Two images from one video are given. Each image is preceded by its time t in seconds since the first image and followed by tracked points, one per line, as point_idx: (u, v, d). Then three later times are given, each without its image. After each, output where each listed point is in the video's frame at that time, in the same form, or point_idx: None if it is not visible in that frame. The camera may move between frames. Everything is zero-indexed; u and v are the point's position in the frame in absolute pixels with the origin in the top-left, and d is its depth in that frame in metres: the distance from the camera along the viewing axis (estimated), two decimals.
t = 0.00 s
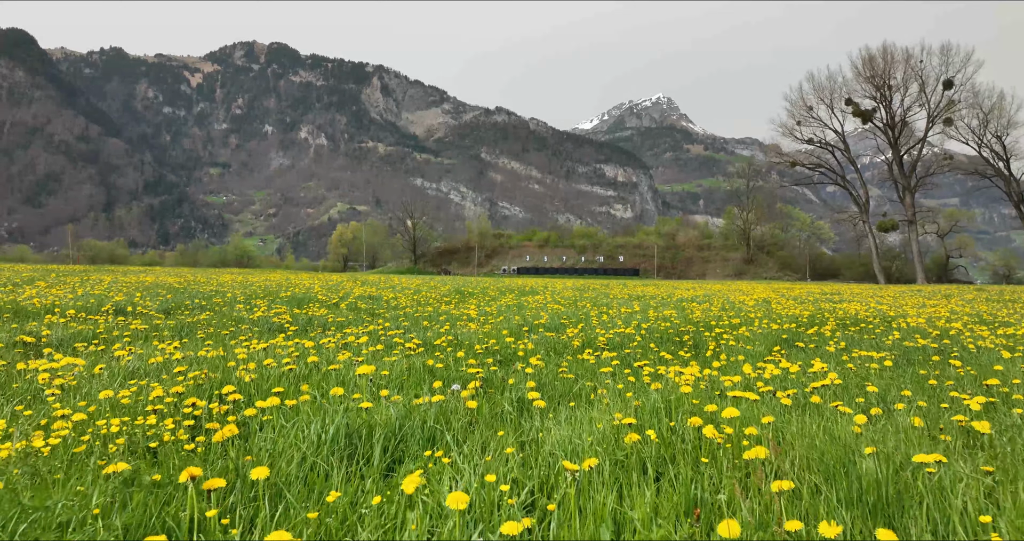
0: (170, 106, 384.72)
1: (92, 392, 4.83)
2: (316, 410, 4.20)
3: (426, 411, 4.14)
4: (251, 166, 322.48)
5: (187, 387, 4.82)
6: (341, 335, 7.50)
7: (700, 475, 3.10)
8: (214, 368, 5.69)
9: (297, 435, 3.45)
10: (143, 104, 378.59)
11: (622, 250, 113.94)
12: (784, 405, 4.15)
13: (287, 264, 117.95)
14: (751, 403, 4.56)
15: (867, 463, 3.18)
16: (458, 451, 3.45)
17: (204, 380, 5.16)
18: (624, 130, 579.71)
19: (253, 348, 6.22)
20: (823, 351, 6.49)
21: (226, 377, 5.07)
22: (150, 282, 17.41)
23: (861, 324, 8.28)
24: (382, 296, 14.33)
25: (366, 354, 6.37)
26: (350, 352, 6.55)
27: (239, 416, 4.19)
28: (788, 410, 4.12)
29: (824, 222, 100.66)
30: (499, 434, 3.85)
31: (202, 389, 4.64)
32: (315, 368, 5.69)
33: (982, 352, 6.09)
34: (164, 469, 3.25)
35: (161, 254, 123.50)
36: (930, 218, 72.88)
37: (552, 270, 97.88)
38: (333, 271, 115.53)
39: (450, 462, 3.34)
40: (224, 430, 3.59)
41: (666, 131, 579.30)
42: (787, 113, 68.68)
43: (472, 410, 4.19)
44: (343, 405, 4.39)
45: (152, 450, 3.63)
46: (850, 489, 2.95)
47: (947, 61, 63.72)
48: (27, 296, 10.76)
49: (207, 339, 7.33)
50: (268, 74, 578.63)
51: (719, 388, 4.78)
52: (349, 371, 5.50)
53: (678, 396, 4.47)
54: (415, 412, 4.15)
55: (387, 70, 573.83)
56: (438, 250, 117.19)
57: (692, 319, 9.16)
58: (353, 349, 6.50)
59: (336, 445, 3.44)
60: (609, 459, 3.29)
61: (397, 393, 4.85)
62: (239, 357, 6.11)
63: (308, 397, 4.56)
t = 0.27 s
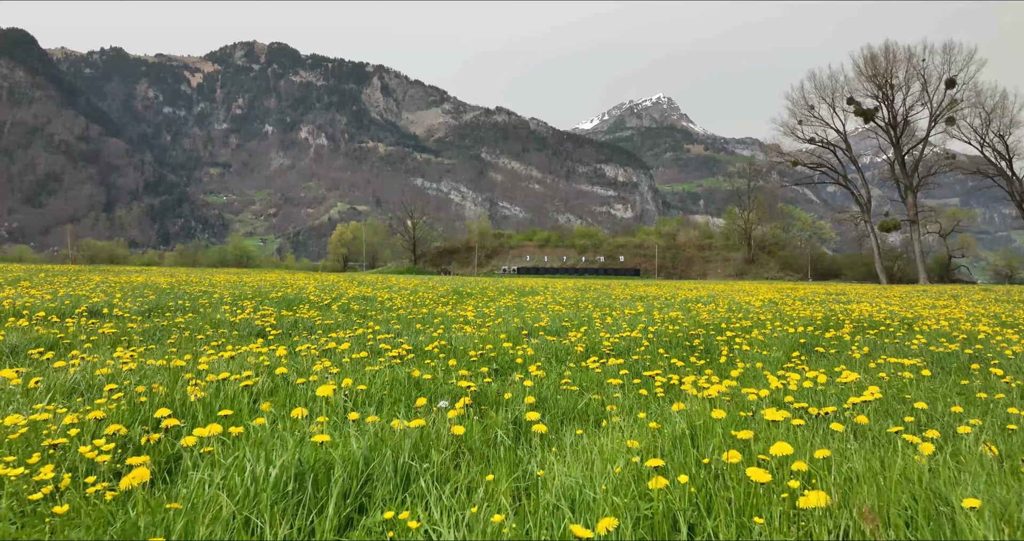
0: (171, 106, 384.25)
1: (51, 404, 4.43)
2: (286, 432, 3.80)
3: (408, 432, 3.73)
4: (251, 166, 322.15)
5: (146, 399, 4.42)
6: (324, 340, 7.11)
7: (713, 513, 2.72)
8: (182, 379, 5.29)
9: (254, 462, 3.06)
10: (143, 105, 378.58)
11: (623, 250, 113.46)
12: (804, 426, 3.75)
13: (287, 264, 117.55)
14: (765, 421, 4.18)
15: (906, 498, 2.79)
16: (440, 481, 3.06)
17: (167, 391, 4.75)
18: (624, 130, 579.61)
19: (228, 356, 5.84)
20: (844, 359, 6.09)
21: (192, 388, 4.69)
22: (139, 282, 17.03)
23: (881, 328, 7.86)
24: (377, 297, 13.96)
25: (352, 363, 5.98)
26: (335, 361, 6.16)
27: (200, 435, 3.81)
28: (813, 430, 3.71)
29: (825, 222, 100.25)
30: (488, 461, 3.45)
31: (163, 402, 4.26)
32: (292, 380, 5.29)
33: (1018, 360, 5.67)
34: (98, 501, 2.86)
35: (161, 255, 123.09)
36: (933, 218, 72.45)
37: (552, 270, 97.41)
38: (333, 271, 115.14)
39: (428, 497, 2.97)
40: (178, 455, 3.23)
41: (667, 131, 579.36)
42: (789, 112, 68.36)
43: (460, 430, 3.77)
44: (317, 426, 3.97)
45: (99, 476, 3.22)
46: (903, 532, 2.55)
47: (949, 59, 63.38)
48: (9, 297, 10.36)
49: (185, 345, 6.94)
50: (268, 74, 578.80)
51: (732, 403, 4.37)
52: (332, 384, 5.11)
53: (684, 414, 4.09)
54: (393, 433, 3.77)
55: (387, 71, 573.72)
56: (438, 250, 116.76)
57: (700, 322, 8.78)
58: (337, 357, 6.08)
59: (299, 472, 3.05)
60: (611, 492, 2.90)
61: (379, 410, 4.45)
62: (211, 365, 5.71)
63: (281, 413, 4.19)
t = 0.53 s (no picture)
0: (171, 106, 383.82)
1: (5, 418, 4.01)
2: (249, 458, 3.40)
3: (391, 457, 3.33)
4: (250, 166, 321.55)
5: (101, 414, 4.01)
6: (308, 346, 6.74)
7: None
8: (148, 390, 4.87)
9: (224, 486, 2.69)
10: (143, 105, 378.35)
11: (623, 249, 112.90)
12: (837, 450, 3.34)
13: (287, 264, 117.04)
14: (791, 441, 3.78)
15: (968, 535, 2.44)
16: (418, 513, 2.66)
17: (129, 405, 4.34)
18: (625, 130, 579.74)
19: (200, 365, 5.42)
20: (867, 366, 5.72)
21: (153, 399, 4.28)
22: (127, 282, 16.64)
23: (901, 333, 7.47)
24: (370, 297, 13.58)
25: (334, 371, 5.58)
26: (316, 368, 5.75)
27: (157, 458, 3.41)
28: (844, 455, 3.31)
29: (826, 222, 99.80)
30: (478, 490, 3.04)
31: (118, 415, 3.87)
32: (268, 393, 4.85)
33: None
34: (35, 533, 2.45)
35: (160, 254, 122.58)
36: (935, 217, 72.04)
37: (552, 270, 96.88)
38: (333, 271, 114.65)
39: (421, 527, 2.61)
40: (117, 481, 2.82)
41: (667, 131, 579.56)
42: (790, 111, 67.96)
43: (450, 451, 3.37)
44: (288, 448, 3.54)
45: (42, 503, 2.80)
46: None
47: (952, 58, 63.02)
48: None
49: (160, 351, 6.54)
50: (269, 74, 578.76)
51: (754, 419, 3.95)
52: (313, 394, 4.68)
53: (697, 434, 3.68)
54: (373, 457, 3.37)
55: (387, 71, 573.50)
56: (438, 250, 116.24)
57: (709, 325, 8.38)
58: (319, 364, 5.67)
59: (259, 498, 2.66)
60: (632, 523, 2.55)
61: (362, 427, 4.05)
62: (182, 375, 5.29)
63: (251, 430, 3.76)
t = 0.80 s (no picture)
0: (171, 107, 383.45)
1: None
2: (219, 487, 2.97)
3: (375, 488, 3.00)
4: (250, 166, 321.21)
5: (53, 434, 3.60)
6: (294, 351, 6.29)
7: None
8: (108, 401, 4.39)
9: None
10: (143, 105, 378.01)
11: (624, 249, 112.29)
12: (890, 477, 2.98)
13: (286, 264, 116.57)
14: (843, 471, 3.34)
15: None
16: None
17: (85, 422, 3.91)
18: (625, 130, 579.79)
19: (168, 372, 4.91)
20: (901, 378, 5.28)
21: (113, 419, 3.80)
22: (112, 282, 16.16)
23: (928, 337, 7.16)
24: (366, 299, 13.14)
25: (326, 381, 5.17)
26: (299, 378, 5.27)
27: (111, 482, 3.00)
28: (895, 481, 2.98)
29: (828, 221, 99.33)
30: (472, 514, 2.66)
31: (67, 437, 3.39)
32: (250, 404, 4.44)
33: None
34: None
35: (160, 254, 122.23)
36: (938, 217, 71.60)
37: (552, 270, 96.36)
38: (332, 271, 114.14)
39: None
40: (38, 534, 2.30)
41: (667, 131, 579.61)
42: (792, 110, 67.47)
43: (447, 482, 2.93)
44: (262, 478, 3.13)
45: None
46: None
47: (954, 57, 62.55)
48: None
49: (135, 358, 6.11)
50: (269, 74, 578.69)
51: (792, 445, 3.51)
52: (303, 405, 4.34)
53: (720, 449, 3.34)
54: (360, 496, 2.87)
55: (387, 70, 573.36)
56: (438, 249, 115.70)
57: (722, 328, 8.00)
58: (300, 374, 5.22)
59: (235, 533, 2.42)
60: None
61: (348, 444, 3.70)
62: (155, 383, 4.87)
63: (222, 444, 3.39)
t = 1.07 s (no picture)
0: (171, 107, 382.94)
1: None
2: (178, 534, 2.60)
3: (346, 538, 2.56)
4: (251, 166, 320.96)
5: None
6: (277, 360, 5.88)
7: None
8: (62, 424, 3.99)
9: None
10: (144, 105, 377.52)
11: (624, 249, 111.81)
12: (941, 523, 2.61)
13: (286, 264, 116.13)
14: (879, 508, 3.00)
15: None
16: None
17: (36, 450, 3.53)
18: (625, 130, 579.71)
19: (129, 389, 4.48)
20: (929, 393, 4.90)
21: (67, 449, 3.41)
22: (101, 282, 15.78)
23: (947, 345, 6.81)
24: (360, 299, 12.77)
25: (309, 397, 4.78)
26: (277, 393, 4.88)
27: (35, 531, 2.57)
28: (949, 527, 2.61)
29: (829, 221, 98.95)
30: None
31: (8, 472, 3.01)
32: (220, 429, 4.02)
33: None
34: None
35: (160, 255, 121.90)
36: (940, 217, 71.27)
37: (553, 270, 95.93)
38: (332, 272, 113.76)
39: None
40: None
41: (667, 131, 579.52)
42: (793, 109, 67.08)
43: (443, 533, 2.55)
44: (231, 515, 2.78)
45: None
46: None
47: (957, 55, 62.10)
48: None
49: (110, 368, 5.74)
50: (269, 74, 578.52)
51: (823, 478, 3.15)
52: (278, 430, 3.95)
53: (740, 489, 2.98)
54: None
55: (387, 70, 573.17)
56: (438, 249, 115.24)
57: (730, 334, 7.64)
58: (279, 388, 4.83)
59: None
60: None
61: (324, 474, 3.31)
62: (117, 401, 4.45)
63: (180, 480, 3.01)
